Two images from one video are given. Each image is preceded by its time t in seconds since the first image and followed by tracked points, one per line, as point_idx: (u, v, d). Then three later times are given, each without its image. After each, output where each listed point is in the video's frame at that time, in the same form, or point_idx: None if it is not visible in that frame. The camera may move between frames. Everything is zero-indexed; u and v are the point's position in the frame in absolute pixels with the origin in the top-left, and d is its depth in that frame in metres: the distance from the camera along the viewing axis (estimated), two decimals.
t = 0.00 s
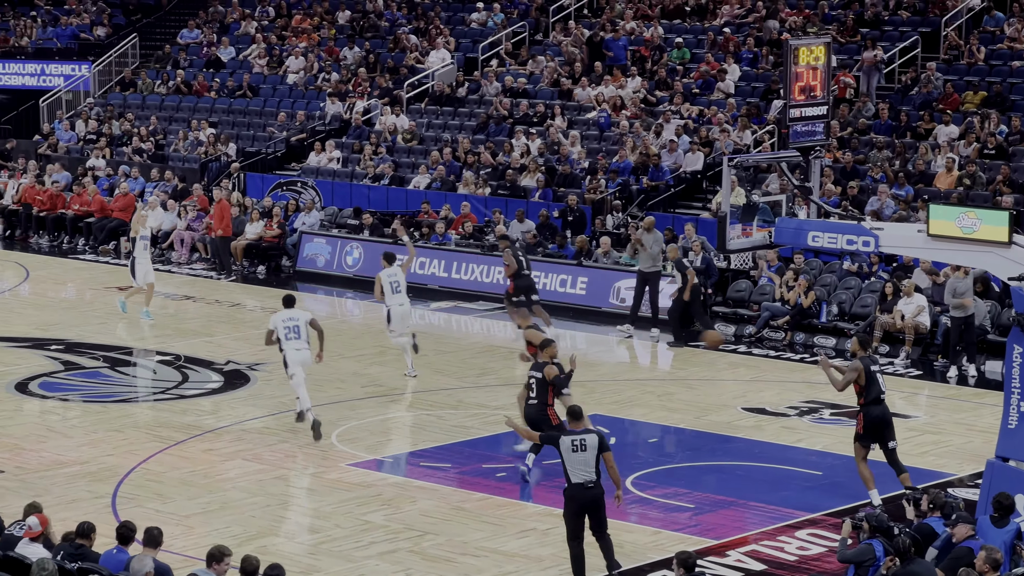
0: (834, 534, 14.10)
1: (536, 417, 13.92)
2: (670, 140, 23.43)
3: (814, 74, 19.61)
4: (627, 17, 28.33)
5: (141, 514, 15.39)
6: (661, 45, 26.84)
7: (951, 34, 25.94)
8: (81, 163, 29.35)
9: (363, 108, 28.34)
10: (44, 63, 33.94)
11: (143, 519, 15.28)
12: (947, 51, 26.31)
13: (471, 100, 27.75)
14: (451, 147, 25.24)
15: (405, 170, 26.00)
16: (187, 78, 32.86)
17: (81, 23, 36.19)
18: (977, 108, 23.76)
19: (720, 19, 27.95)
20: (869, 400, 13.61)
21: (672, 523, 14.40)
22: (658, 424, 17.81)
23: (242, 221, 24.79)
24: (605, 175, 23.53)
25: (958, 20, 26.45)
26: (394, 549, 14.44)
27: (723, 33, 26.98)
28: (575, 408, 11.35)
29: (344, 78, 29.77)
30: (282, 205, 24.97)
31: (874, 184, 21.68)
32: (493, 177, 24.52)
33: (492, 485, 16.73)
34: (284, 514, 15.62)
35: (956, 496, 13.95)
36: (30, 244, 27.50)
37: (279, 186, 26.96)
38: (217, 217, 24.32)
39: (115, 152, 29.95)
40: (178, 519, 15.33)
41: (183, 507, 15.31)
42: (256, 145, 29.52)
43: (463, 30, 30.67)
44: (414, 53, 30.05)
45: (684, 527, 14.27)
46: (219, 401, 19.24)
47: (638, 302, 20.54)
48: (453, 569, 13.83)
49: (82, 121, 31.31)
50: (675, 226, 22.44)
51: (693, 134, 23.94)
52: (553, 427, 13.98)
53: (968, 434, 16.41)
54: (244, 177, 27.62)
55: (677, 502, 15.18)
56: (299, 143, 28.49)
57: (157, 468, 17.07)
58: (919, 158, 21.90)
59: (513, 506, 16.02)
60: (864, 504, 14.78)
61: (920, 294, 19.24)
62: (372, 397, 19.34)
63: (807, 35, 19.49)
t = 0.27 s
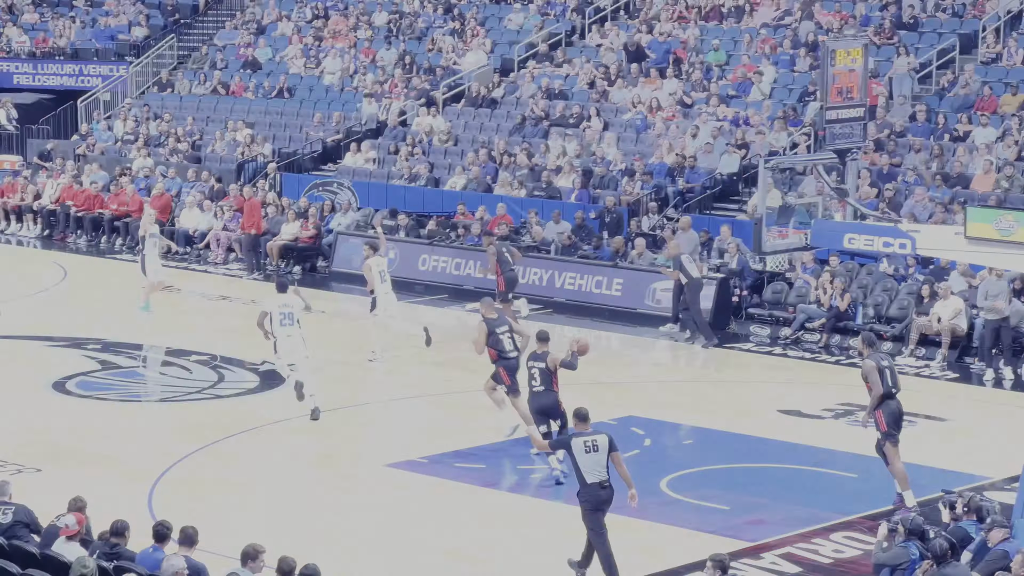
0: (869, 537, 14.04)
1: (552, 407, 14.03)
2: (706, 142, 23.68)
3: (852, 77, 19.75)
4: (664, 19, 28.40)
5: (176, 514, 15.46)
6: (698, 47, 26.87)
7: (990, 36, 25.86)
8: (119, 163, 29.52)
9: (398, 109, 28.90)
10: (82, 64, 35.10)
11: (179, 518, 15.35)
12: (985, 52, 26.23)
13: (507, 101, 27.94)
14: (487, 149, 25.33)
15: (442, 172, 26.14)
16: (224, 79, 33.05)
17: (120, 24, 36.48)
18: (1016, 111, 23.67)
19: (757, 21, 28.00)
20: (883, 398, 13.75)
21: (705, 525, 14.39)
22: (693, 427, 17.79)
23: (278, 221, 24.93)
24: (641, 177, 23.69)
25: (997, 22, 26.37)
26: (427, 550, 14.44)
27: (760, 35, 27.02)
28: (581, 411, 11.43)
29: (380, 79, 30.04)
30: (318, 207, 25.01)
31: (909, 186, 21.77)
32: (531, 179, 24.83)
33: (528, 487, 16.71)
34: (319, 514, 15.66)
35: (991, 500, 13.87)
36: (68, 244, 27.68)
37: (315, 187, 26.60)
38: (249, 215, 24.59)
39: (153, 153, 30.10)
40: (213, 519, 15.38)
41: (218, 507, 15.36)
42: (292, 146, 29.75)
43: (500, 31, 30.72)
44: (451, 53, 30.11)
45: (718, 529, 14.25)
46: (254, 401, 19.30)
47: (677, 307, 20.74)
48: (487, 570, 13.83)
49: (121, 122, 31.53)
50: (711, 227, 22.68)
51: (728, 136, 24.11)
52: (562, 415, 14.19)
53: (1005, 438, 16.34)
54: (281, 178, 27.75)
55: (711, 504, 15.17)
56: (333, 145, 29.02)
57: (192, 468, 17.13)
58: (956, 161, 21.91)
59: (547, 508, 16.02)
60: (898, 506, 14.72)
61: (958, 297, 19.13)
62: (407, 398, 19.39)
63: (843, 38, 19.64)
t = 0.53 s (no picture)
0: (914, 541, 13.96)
1: (571, 408, 14.42)
2: (751, 145, 23.68)
3: (898, 79, 19.69)
4: (709, 21, 28.49)
5: (221, 513, 15.51)
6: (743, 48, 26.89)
7: None
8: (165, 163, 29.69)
9: (445, 110, 28.67)
10: (131, 64, 34.62)
11: (222, 517, 15.39)
12: None
13: (552, 102, 27.77)
14: (531, 150, 25.40)
15: (486, 172, 26.21)
16: (269, 79, 33.16)
17: (166, 25, 36.68)
18: None
19: (802, 23, 28.08)
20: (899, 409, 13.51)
21: (750, 528, 14.38)
22: (737, 429, 17.77)
23: (322, 221, 24.91)
24: (686, 178, 23.68)
25: None
26: (471, 551, 14.43)
27: (805, 37, 27.03)
28: (582, 409, 11.86)
29: (425, 80, 30.13)
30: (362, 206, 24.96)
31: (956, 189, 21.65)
32: (575, 180, 24.82)
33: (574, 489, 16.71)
34: (362, 514, 15.67)
35: None
36: (114, 244, 27.84)
37: (360, 187, 27.21)
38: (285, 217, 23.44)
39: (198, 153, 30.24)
40: (258, 518, 15.42)
41: (263, 507, 15.40)
42: (337, 147, 29.42)
43: (544, 33, 30.76)
44: (496, 55, 30.14)
45: (762, 532, 14.23)
46: (299, 401, 19.36)
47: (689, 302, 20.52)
48: (532, 570, 13.82)
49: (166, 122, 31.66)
50: (755, 229, 22.64)
51: (774, 138, 24.06)
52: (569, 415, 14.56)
53: None
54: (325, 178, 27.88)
55: (755, 507, 15.14)
56: (379, 145, 28.53)
57: (237, 467, 17.19)
58: (1004, 164, 21.80)
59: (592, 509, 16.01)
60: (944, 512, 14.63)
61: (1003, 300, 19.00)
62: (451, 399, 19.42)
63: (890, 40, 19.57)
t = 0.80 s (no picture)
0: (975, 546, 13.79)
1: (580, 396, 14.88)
2: (811, 147, 23.79)
3: (960, 80, 19.88)
4: (770, 24, 28.55)
5: (278, 513, 15.54)
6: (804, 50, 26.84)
7: None
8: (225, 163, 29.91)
9: (504, 110, 29.08)
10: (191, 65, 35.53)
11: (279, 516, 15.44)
12: None
13: (611, 104, 28.53)
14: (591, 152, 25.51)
15: (545, 174, 26.40)
16: (329, 80, 33.28)
17: (228, 26, 36.93)
18: None
19: (863, 25, 28.09)
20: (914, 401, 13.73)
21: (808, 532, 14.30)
22: (794, 433, 17.70)
23: (381, 222, 24.89)
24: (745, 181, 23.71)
25: None
26: (526, 553, 14.32)
27: (867, 39, 26.98)
28: (583, 410, 11.85)
29: (484, 81, 30.22)
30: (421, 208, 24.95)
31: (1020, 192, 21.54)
32: (633, 182, 24.77)
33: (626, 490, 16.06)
34: (418, 515, 15.66)
35: None
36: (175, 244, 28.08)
37: (418, 188, 27.13)
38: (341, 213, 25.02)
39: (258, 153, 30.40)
40: (314, 518, 15.44)
41: (319, 507, 15.41)
42: (396, 147, 29.80)
43: (604, 35, 30.65)
44: (556, 57, 30.18)
45: (821, 537, 14.15)
46: (356, 401, 19.39)
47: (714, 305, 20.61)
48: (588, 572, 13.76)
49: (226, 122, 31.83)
50: (813, 232, 22.60)
51: (835, 141, 23.97)
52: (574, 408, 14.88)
53: None
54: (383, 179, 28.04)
55: (814, 511, 15.04)
56: (438, 147, 28.91)
57: (295, 467, 17.24)
58: None
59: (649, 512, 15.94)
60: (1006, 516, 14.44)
61: None
62: (509, 400, 19.32)
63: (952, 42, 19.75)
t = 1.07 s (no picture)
0: None
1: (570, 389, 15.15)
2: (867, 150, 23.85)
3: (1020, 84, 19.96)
4: (826, 26, 28.58)
5: (332, 512, 15.54)
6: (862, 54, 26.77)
7: None
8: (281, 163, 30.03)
9: (560, 112, 28.88)
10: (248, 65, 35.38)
11: (333, 516, 15.43)
12: None
13: (666, 107, 28.27)
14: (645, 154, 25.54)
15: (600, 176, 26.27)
16: (384, 81, 33.24)
17: (284, 26, 37.10)
18: None
19: (922, 27, 28.06)
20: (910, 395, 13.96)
21: (861, 537, 14.27)
22: (849, 437, 17.66)
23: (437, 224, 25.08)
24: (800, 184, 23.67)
25: None
26: (580, 554, 14.11)
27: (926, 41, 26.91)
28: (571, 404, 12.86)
29: (540, 83, 30.17)
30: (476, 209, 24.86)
31: None
32: (688, 186, 24.77)
33: (680, 492, 15.96)
34: (471, 516, 15.60)
35: None
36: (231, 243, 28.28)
37: (474, 189, 27.14)
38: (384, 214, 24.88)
39: (314, 153, 30.48)
40: (368, 518, 15.41)
41: (373, 507, 15.39)
42: (452, 148, 29.81)
43: (661, 37, 30.61)
44: (612, 58, 30.04)
45: (874, 542, 14.10)
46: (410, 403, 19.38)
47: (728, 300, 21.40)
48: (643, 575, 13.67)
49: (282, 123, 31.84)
50: (870, 236, 22.52)
51: (891, 144, 24.12)
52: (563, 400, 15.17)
53: None
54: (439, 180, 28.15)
55: (868, 516, 14.98)
56: (493, 148, 28.90)
57: (348, 467, 17.24)
58: None
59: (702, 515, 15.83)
60: None
61: None
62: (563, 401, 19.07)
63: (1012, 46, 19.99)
